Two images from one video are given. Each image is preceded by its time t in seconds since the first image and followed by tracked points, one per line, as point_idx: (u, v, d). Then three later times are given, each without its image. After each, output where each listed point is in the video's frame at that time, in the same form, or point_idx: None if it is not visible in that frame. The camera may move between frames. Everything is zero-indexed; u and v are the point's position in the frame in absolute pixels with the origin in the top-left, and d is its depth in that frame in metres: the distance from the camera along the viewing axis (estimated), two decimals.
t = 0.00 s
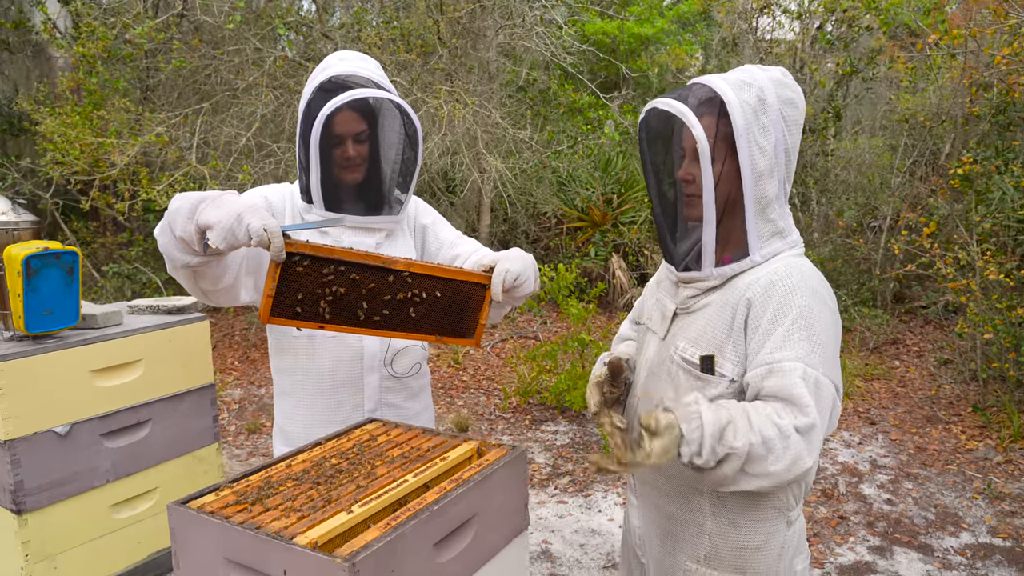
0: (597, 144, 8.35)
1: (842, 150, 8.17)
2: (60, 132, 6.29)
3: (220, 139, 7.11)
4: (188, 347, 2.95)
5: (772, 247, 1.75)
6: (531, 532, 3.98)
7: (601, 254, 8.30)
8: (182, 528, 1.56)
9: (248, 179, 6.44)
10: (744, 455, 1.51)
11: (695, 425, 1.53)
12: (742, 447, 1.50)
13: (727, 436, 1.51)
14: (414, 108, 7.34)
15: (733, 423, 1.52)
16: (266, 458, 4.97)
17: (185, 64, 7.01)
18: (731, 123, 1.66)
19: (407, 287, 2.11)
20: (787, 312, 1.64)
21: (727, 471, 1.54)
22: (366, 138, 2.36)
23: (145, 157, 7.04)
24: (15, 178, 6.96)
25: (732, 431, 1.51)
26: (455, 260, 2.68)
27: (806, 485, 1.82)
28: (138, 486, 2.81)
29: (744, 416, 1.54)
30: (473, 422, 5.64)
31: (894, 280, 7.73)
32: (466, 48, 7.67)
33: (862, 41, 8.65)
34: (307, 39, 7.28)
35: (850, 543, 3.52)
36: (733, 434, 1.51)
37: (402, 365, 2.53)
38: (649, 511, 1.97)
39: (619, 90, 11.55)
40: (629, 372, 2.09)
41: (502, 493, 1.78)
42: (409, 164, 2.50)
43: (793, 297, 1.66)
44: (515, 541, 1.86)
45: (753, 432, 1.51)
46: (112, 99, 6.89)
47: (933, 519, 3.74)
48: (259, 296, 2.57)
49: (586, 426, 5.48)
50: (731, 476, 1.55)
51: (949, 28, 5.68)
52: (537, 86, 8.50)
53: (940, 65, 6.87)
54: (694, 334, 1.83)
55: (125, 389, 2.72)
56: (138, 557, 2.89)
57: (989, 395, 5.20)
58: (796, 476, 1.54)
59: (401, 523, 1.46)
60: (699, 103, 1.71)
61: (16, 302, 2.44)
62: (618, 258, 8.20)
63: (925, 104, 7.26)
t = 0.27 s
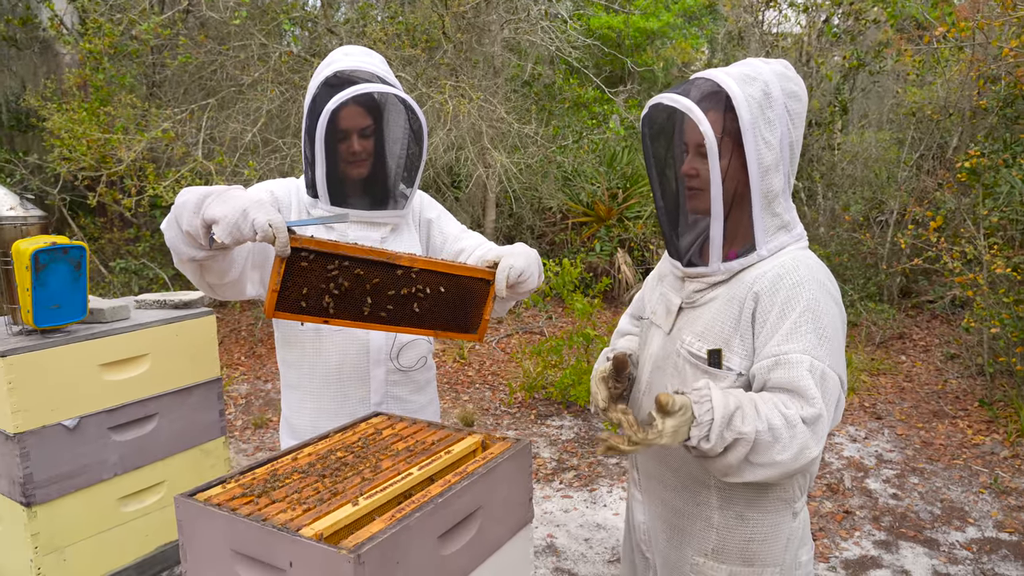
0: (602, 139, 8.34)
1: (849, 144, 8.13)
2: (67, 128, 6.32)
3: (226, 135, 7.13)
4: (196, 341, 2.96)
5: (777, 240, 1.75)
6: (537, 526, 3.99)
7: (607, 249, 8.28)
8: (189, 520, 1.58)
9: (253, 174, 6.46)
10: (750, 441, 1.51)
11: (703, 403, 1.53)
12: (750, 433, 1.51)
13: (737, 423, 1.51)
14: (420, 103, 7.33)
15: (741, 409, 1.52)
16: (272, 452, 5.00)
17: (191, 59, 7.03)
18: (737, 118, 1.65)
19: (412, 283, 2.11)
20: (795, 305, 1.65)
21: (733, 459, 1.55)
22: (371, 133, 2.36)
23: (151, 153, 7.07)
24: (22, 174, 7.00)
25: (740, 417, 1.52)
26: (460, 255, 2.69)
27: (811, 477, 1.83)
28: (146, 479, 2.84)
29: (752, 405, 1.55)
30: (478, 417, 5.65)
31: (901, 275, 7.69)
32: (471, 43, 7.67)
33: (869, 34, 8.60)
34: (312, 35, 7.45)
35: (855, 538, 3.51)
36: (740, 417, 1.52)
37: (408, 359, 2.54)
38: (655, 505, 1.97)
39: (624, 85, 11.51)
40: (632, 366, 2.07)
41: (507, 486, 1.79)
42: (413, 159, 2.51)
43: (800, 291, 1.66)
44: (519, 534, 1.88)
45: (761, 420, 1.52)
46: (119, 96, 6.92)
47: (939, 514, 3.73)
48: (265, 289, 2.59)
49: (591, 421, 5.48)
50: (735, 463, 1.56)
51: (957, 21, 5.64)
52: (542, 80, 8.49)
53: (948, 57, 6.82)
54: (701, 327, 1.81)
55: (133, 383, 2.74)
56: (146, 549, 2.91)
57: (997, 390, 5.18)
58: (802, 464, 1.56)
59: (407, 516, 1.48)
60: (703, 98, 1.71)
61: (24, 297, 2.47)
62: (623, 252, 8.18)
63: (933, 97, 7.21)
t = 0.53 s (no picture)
0: (605, 138, 8.34)
1: (852, 143, 8.12)
2: (72, 129, 6.35)
3: (229, 135, 7.14)
4: (199, 340, 2.98)
5: (778, 238, 1.76)
6: (539, 525, 4.00)
7: (609, 248, 8.27)
8: (192, 518, 1.59)
9: (257, 174, 6.48)
10: (752, 427, 1.51)
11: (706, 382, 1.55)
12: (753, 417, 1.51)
13: (739, 406, 1.51)
14: (422, 103, 7.34)
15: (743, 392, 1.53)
16: (275, 451, 5.02)
17: (194, 60, 7.05)
18: (738, 115, 1.65)
19: (415, 282, 2.11)
20: (796, 301, 1.64)
21: (736, 447, 1.53)
22: (374, 133, 2.36)
23: (155, 153, 7.09)
24: (27, 174, 7.03)
25: (742, 399, 1.52)
26: (463, 255, 2.70)
27: (813, 475, 1.83)
28: (150, 479, 2.85)
29: (754, 392, 1.55)
30: (480, 417, 5.66)
31: (904, 274, 7.67)
32: (474, 42, 7.68)
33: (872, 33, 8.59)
34: (315, 35, 7.42)
35: (857, 537, 3.51)
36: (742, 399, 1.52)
37: (411, 358, 2.55)
38: (656, 504, 1.98)
39: (627, 84, 11.50)
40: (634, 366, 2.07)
41: (509, 484, 1.79)
42: (416, 159, 2.52)
43: (801, 288, 1.66)
44: (521, 533, 1.88)
45: (763, 408, 1.52)
46: (123, 96, 6.94)
47: (941, 513, 3.73)
48: (269, 289, 2.59)
49: (594, 420, 5.49)
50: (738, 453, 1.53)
51: (960, 19, 5.63)
52: (545, 80, 8.49)
53: (951, 56, 6.80)
54: (703, 325, 1.83)
55: (137, 382, 2.75)
56: (149, 548, 2.93)
57: (1000, 389, 5.17)
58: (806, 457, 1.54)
59: (408, 514, 1.48)
60: (705, 96, 1.71)
61: (29, 297, 2.49)
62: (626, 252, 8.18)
63: (936, 96, 7.20)
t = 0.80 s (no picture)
0: (604, 138, 8.34)
1: (852, 142, 8.12)
2: (71, 129, 6.35)
3: (228, 136, 7.14)
4: (199, 340, 2.98)
5: (778, 236, 1.75)
6: (539, 525, 4.00)
7: (609, 248, 8.27)
8: (192, 518, 1.59)
9: (256, 175, 6.48)
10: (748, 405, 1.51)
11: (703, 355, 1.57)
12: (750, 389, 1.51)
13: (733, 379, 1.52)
14: (422, 103, 7.34)
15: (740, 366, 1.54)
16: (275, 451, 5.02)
17: (193, 60, 7.05)
18: (739, 114, 1.65)
19: (415, 283, 2.11)
20: (795, 297, 1.65)
21: (731, 422, 1.51)
22: (373, 133, 2.36)
23: (154, 154, 7.09)
24: (26, 174, 7.03)
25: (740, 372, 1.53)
26: (462, 255, 2.70)
27: (812, 472, 1.84)
28: (150, 479, 2.85)
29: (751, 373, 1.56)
30: (481, 417, 5.66)
31: (904, 274, 7.68)
32: (473, 42, 7.68)
33: (871, 32, 8.59)
34: (315, 35, 7.43)
35: (858, 537, 3.51)
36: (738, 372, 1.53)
37: (411, 358, 2.55)
38: (658, 505, 1.98)
39: (627, 84, 11.50)
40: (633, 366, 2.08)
41: (509, 484, 1.79)
42: (416, 159, 2.52)
43: (801, 284, 1.66)
44: (521, 532, 1.88)
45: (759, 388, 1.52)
46: (122, 96, 6.94)
47: (942, 512, 3.73)
48: (269, 289, 2.59)
49: (594, 420, 5.49)
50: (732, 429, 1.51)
51: (960, 19, 5.63)
52: (544, 80, 8.49)
53: (951, 56, 6.81)
54: (703, 324, 1.83)
55: (137, 382, 2.76)
56: (149, 548, 2.93)
57: (1000, 388, 5.17)
58: (801, 444, 1.53)
59: (409, 514, 1.48)
60: (706, 94, 1.70)
61: (29, 297, 2.48)
62: (626, 252, 8.17)
63: (935, 95, 7.20)
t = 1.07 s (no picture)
0: (604, 139, 8.34)
1: (851, 143, 8.12)
2: (71, 131, 6.35)
3: (228, 137, 7.13)
4: (199, 342, 2.97)
5: (779, 237, 1.75)
6: (539, 526, 3.99)
7: (609, 249, 8.26)
8: (192, 521, 1.58)
9: (256, 176, 6.47)
10: (744, 425, 1.52)
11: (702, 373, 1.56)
12: (745, 412, 1.51)
13: (729, 404, 1.52)
14: (421, 104, 7.33)
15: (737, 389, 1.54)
16: (276, 453, 5.01)
17: (193, 61, 7.05)
18: (738, 115, 1.65)
19: (414, 285, 2.10)
20: (797, 298, 1.64)
21: (727, 442, 1.53)
22: (372, 135, 2.36)
23: (154, 155, 7.09)
24: (26, 176, 7.02)
25: (735, 397, 1.53)
26: (462, 256, 2.69)
27: (814, 474, 1.83)
28: (149, 481, 2.84)
29: (748, 390, 1.55)
30: (481, 418, 5.66)
31: (904, 274, 7.68)
32: (473, 43, 7.68)
33: (871, 33, 8.59)
34: (315, 36, 7.42)
35: (858, 538, 3.51)
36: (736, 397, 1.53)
37: (411, 359, 2.54)
38: (659, 506, 1.97)
39: (627, 85, 11.50)
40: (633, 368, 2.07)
41: (510, 486, 1.79)
42: (415, 160, 2.51)
43: (803, 285, 1.66)
44: (522, 535, 1.87)
45: (756, 405, 1.53)
46: (122, 98, 6.94)
47: (942, 513, 3.72)
48: (268, 291, 2.59)
49: (594, 421, 5.49)
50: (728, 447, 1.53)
51: (959, 19, 5.63)
52: (544, 81, 8.50)
53: (950, 56, 6.81)
54: (706, 325, 1.82)
55: (136, 385, 2.75)
56: (149, 551, 2.92)
57: (1000, 389, 5.17)
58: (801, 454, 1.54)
59: (409, 517, 1.48)
60: (706, 96, 1.70)
61: (28, 299, 2.47)
62: (626, 252, 8.17)
63: (935, 96, 7.21)
